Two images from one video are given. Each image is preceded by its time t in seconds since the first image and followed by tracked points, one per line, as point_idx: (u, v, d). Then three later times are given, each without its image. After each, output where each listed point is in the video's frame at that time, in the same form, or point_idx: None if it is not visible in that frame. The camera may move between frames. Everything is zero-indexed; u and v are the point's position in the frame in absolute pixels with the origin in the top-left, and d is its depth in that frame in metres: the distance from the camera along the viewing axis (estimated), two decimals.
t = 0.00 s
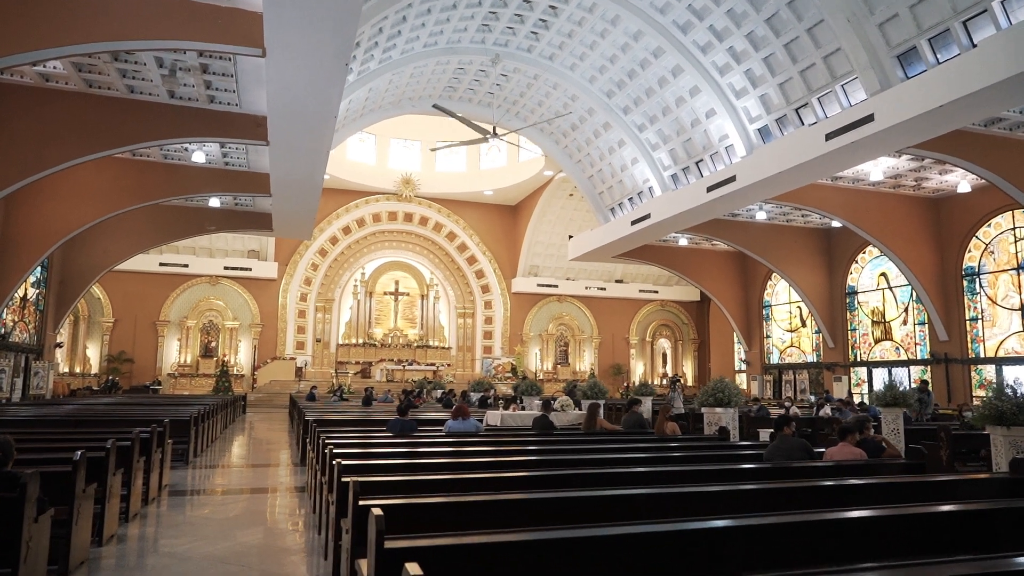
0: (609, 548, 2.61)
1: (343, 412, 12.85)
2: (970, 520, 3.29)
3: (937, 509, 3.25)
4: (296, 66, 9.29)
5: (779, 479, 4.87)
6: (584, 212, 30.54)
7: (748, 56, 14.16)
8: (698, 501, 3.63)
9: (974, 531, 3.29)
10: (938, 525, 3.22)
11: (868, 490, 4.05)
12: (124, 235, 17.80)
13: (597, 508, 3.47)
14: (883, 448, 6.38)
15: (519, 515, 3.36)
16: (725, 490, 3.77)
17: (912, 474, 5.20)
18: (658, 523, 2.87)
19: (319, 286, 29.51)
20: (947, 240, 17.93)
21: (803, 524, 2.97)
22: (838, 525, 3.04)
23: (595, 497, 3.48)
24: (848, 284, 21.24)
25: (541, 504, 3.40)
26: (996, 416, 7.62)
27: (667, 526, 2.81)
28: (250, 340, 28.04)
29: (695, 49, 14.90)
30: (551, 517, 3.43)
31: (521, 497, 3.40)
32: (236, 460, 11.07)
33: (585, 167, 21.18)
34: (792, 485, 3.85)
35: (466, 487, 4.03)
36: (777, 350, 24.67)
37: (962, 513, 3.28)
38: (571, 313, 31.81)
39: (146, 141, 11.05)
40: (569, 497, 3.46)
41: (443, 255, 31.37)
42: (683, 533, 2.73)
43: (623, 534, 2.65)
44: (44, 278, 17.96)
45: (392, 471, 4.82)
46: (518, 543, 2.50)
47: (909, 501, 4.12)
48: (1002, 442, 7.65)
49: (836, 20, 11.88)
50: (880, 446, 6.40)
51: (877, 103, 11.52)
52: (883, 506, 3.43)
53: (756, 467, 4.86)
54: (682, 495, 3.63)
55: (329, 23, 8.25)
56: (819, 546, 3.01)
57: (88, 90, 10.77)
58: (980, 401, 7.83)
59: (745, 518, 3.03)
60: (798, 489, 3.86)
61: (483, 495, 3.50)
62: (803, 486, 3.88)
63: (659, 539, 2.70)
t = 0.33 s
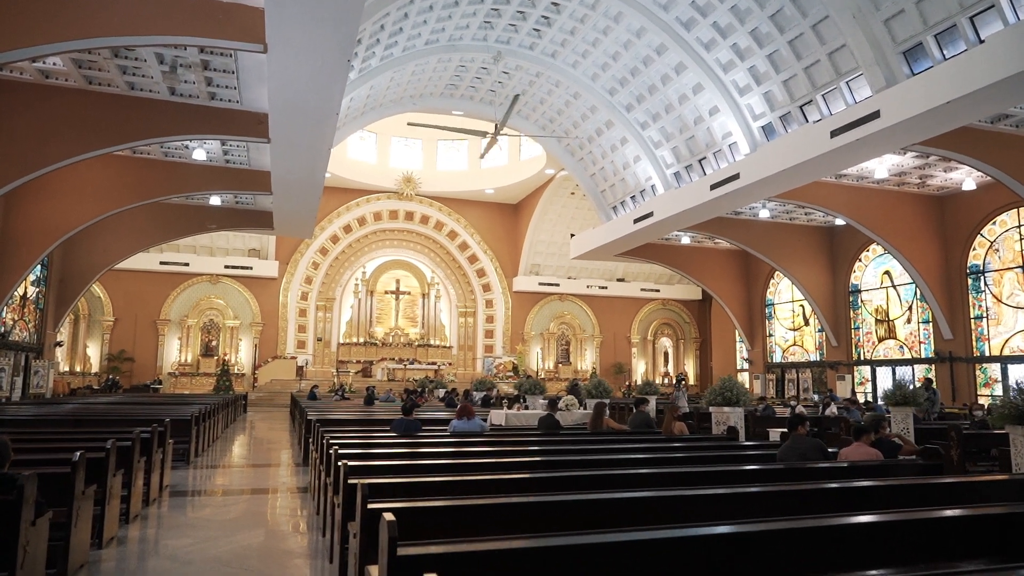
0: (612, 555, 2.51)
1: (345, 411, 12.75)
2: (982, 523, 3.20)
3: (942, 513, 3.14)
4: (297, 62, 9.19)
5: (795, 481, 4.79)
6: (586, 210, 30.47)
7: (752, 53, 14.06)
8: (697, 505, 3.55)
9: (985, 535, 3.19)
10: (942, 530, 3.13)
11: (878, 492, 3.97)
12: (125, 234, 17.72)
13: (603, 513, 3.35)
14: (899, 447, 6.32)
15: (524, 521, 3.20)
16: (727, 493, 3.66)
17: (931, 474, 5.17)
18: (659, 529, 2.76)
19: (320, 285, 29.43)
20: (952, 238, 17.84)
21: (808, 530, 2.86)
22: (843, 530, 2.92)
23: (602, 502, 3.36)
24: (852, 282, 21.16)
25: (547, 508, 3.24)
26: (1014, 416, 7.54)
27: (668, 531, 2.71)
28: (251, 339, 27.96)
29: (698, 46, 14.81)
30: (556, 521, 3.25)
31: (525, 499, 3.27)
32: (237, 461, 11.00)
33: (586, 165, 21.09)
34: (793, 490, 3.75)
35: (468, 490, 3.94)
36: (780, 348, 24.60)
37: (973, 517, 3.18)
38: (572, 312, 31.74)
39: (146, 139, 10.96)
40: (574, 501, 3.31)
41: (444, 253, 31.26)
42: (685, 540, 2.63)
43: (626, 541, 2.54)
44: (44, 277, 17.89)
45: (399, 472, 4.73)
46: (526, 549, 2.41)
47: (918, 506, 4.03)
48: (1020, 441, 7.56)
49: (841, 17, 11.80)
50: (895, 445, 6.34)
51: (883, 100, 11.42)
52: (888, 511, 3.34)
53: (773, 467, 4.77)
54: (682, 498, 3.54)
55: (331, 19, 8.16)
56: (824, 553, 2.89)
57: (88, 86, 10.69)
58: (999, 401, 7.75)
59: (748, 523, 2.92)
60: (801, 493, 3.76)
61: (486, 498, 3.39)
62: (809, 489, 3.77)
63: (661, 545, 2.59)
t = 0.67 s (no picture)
0: (612, 565, 2.41)
1: (347, 411, 12.67)
2: (997, 530, 3.05)
3: (950, 520, 2.99)
4: (297, 60, 9.10)
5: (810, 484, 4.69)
6: (587, 209, 30.40)
7: (755, 51, 13.98)
8: (698, 511, 3.44)
9: (1005, 542, 3.09)
10: (957, 539, 2.96)
11: (896, 496, 3.83)
12: (125, 233, 17.64)
13: (612, 518, 3.25)
14: (914, 449, 6.26)
15: (526, 527, 3.15)
16: (733, 497, 3.56)
17: (947, 477, 5.08)
18: (665, 537, 2.65)
19: (320, 285, 29.35)
20: (955, 238, 17.76)
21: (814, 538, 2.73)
22: (849, 538, 2.78)
23: (609, 506, 3.27)
24: (855, 281, 21.07)
25: (550, 513, 3.18)
26: None
27: (668, 540, 2.59)
28: (251, 339, 27.87)
29: (701, 44, 14.72)
30: (558, 528, 3.21)
31: (533, 505, 3.18)
32: (238, 461, 10.94)
33: (588, 165, 21.00)
34: (794, 494, 3.65)
35: (469, 495, 3.88)
36: (783, 348, 24.50)
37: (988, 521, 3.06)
38: (574, 312, 31.66)
39: (146, 138, 10.87)
40: (577, 505, 3.23)
41: (445, 253, 31.17)
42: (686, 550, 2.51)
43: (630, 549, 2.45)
44: (44, 277, 17.82)
45: (405, 475, 4.63)
46: (535, 558, 2.32)
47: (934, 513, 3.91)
48: None
49: (846, 14, 11.71)
50: (910, 447, 6.28)
51: (888, 97, 11.32)
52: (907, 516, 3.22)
53: (787, 469, 4.66)
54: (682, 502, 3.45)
55: (332, 16, 8.07)
56: (831, 563, 2.76)
57: (87, 85, 10.60)
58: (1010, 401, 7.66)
59: (752, 531, 2.80)
60: (803, 498, 3.67)
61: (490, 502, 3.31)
62: (818, 493, 3.68)
63: (661, 555, 2.49)
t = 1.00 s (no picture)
0: None
1: (349, 411, 12.57)
2: None
3: (952, 526, 2.83)
4: (299, 57, 8.99)
5: (824, 486, 4.59)
6: (588, 208, 30.33)
7: (759, 48, 13.89)
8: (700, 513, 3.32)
9: None
10: (956, 544, 2.82)
11: (919, 499, 3.73)
12: (125, 232, 17.57)
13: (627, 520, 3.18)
14: (929, 450, 6.16)
15: (523, 531, 3.04)
16: (753, 502, 3.46)
17: (964, 479, 4.95)
18: (680, 543, 2.54)
19: (321, 285, 29.26)
20: (960, 235, 17.67)
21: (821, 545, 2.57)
22: (855, 545, 2.62)
23: (622, 510, 3.18)
24: (859, 280, 20.99)
25: (546, 518, 3.07)
26: None
27: (666, 548, 2.46)
28: (252, 339, 27.79)
29: (704, 41, 14.63)
30: (557, 535, 3.10)
31: (545, 510, 3.09)
32: (239, 462, 10.87)
33: (590, 163, 20.90)
34: (803, 498, 3.56)
35: (467, 499, 3.77)
36: (786, 347, 24.40)
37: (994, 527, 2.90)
38: (576, 311, 31.57)
39: (146, 135, 10.77)
40: (574, 508, 3.11)
41: (446, 252, 31.08)
42: (687, 558, 2.37)
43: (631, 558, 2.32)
44: (43, 276, 17.75)
45: (408, 478, 4.54)
46: (538, 567, 2.21)
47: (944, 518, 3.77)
48: None
49: (851, 10, 11.61)
50: (925, 448, 6.19)
51: (894, 94, 11.22)
52: (932, 520, 3.12)
53: (806, 470, 4.55)
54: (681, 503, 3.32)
55: (335, 12, 7.97)
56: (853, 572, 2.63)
57: (86, 82, 10.50)
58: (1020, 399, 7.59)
59: (752, 537, 2.66)
60: (816, 502, 3.59)
61: (492, 506, 3.19)
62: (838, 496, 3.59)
63: (662, 563, 2.35)
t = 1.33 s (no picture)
0: None
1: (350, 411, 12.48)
2: None
3: (960, 533, 2.56)
4: (300, 53, 8.89)
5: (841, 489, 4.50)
6: (589, 207, 30.27)
7: (762, 45, 13.81)
8: (699, 515, 3.21)
9: None
10: (967, 551, 2.49)
11: (940, 505, 3.67)
12: (123, 231, 17.48)
13: (642, 528, 3.10)
14: (944, 450, 6.09)
15: (517, 536, 2.91)
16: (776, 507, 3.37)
17: (978, 481, 4.90)
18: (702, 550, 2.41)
19: (321, 285, 29.17)
20: (964, 234, 17.61)
21: (821, 555, 2.33)
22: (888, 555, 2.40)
23: (638, 517, 3.10)
24: (861, 279, 20.94)
25: (538, 524, 2.94)
26: None
27: (666, 557, 2.28)
28: (252, 339, 27.70)
29: (706, 38, 14.54)
30: (558, 540, 2.98)
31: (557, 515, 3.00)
32: (238, 462, 10.79)
33: (591, 162, 20.81)
34: (822, 505, 3.48)
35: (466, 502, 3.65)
36: (788, 347, 24.34)
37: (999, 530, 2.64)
38: (576, 311, 31.51)
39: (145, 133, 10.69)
40: (581, 515, 3.00)
41: (447, 252, 31.01)
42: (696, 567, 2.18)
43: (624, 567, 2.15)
44: (42, 276, 17.68)
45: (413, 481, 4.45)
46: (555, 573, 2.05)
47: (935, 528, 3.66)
48: None
49: (855, 7, 11.53)
50: (939, 448, 6.11)
51: (899, 92, 11.13)
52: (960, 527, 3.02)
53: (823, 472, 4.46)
54: (679, 507, 3.19)
55: (336, 8, 7.89)
56: None
57: (85, 80, 10.42)
58: None
59: (759, 546, 2.45)
60: (838, 508, 3.50)
61: (496, 511, 3.09)
62: (857, 502, 3.52)
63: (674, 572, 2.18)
